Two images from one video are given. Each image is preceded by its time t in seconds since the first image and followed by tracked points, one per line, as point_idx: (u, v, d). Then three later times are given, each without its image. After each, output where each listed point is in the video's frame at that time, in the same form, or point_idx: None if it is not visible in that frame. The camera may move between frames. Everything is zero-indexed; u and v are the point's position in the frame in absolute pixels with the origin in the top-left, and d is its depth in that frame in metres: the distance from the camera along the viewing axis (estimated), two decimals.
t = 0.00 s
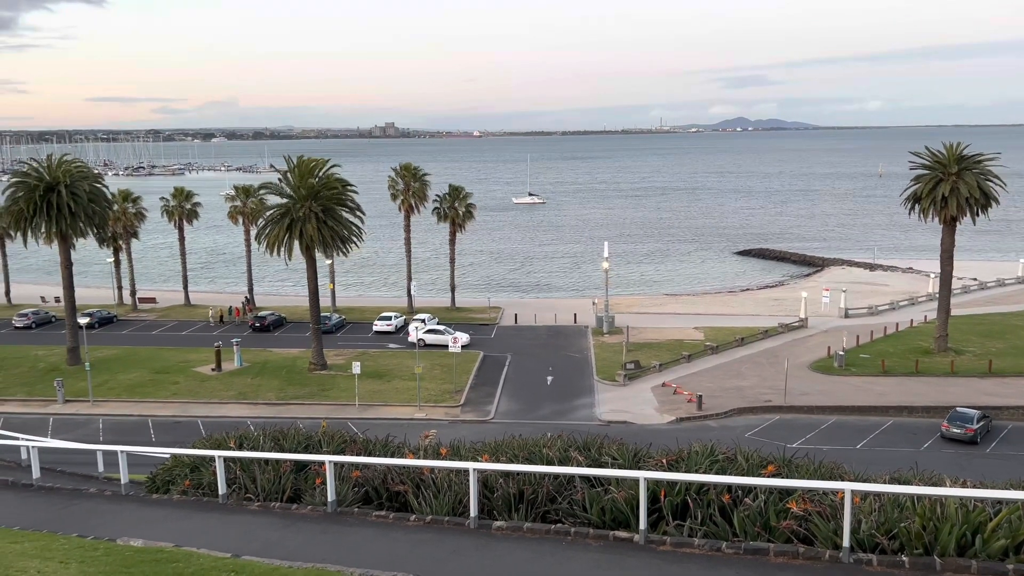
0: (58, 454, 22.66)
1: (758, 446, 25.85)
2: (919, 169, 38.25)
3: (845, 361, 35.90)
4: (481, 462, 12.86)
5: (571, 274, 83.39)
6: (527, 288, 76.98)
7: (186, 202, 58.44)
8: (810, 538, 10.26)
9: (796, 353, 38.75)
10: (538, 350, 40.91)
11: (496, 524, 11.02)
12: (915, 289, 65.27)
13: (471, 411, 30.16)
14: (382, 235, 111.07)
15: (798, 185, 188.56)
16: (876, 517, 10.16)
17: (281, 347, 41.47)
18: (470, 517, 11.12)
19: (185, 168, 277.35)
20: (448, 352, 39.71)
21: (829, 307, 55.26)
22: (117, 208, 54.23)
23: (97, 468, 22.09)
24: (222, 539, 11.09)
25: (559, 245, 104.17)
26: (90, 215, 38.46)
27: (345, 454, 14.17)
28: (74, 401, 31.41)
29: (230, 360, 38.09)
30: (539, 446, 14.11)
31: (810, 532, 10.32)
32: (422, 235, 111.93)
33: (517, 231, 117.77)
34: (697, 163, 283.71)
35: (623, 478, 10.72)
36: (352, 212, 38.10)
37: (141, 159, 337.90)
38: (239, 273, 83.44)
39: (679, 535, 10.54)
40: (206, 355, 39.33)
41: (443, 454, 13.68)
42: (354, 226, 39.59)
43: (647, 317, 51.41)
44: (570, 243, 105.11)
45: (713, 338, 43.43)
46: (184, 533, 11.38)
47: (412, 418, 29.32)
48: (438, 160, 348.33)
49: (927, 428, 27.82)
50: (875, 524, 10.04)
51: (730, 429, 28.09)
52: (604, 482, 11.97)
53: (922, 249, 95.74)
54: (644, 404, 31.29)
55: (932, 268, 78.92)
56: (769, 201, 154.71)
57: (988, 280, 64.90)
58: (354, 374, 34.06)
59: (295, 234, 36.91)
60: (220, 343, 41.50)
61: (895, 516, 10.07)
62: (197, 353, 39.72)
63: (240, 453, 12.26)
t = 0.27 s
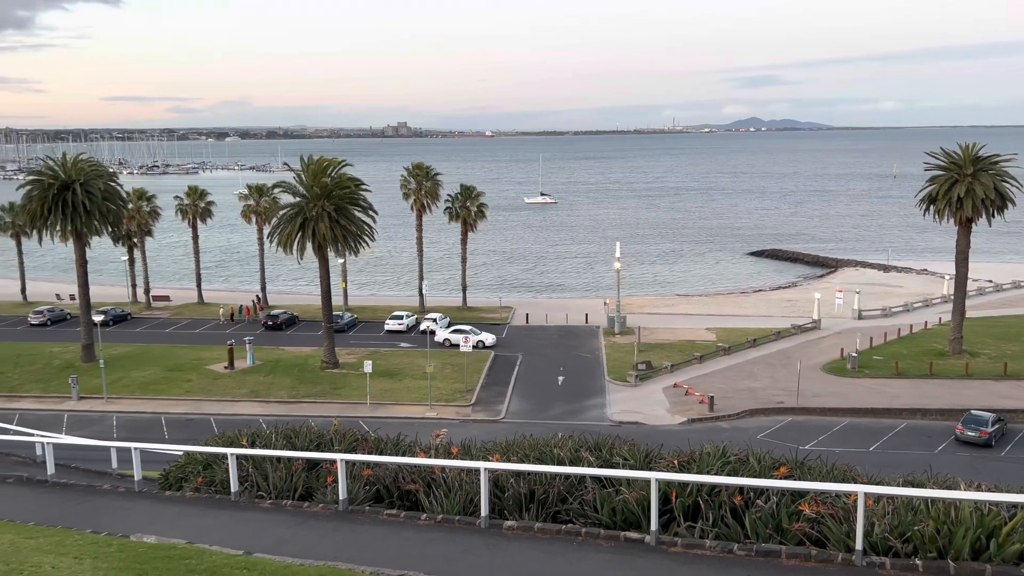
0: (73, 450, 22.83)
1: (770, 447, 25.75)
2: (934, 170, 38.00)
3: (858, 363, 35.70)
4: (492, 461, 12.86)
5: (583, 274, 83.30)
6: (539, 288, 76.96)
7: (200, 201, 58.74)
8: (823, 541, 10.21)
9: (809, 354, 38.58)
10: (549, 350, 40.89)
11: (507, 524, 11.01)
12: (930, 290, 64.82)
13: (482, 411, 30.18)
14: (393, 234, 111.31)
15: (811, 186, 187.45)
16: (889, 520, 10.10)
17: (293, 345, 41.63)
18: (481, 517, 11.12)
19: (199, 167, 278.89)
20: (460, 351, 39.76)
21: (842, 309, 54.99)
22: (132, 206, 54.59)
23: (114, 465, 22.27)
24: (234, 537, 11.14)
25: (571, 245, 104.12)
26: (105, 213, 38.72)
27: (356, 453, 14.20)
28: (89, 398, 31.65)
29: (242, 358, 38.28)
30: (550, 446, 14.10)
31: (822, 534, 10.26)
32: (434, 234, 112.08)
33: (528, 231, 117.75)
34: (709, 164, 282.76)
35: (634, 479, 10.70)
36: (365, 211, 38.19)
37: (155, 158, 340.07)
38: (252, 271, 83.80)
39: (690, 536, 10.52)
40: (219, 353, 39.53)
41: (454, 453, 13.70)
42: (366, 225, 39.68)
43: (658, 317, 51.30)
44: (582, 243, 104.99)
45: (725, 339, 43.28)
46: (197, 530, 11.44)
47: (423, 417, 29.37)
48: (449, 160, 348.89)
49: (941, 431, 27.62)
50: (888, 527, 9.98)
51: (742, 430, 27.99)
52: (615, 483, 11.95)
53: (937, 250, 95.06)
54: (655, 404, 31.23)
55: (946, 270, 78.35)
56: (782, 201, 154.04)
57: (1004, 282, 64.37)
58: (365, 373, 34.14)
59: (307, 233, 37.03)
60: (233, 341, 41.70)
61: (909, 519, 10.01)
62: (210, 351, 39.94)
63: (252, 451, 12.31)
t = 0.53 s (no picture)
0: (89, 447, 23.00)
1: (783, 449, 25.63)
2: (950, 170, 37.71)
3: (872, 364, 35.46)
4: (504, 461, 12.88)
5: (595, 274, 83.16)
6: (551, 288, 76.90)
7: (214, 200, 59.02)
8: (836, 543, 10.16)
9: (822, 356, 38.37)
10: (561, 350, 40.86)
11: (518, 524, 11.02)
12: (946, 292, 64.28)
13: (494, 411, 30.18)
14: (405, 233, 111.50)
15: (825, 186, 186.36)
16: (904, 523, 10.03)
17: (305, 344, 41.79)
18: (492, 517, 11.13)
19: (212, 166, 280.29)
20: (471, 351, 39.80)
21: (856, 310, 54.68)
22: (146, 205, 54.91)
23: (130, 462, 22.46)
24: (247, 534, 11.20)
25: (583, 245, 104.01)
26: (119, 212, 38.96)
27: (368, 452, 14.24)
28: (103, 395, 31.89)
29: (255, 357, 38.46)
30: (561, 446, 14.09)
31: (835, 537, 10.22)
32: (445, 234, 112.19)
33: (540, 231, 117.64)
34: (721, 164, 281.65)
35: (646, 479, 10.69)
36: (377, 211, 38.28)
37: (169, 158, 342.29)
38: (264, 270, 84.15)
39: (702, 537, 10.50)
40: (232, 351, 39.73)
41: (465, 453, 13.72)
42: (379, 225, 39.78)
43: (670, 318, 51.15)
44: (594, 243, 104.86)
45: (737, 339, 43.11)
46: (210, 527, 11.52)
47: (435, 417, 29.41)
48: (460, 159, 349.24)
49: (956, 434, 27.41)
50: (902, 530, 9.91)
51: (754, 432, 27.88)
52: (626, 483, 11.93)
53: (952, 251, 94.28)
54: (667, 405, 31.16)
55: (962, 272, 77.69)
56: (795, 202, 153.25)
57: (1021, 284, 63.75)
58: (378, 372, 34.22)
59: (321, 232, 37.16)
60: (246, 339, 41.90)
61: (923, 522, 9.94)
62: (223, 349, 40.14)
63: (264, 449, 12.37)
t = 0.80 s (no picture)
0: (105, 445, 23.16)
1: (796, 451, 25.53)
2: (966, 170, 37.43)
3: (886, 366, 35.24)
4: (515, 461, 12.89)
5: (607, 275, 83.04)
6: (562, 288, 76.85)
7: (228, 199, 59.31)
8: (849, 545, 10.10)
9: (836, 357, 38.17)
10: (573, 350, 40.84)
11: (530, 524, 11.02)
12: (962, 293, 63.75)
13: (506, 411, 30.19)
14: (417, 233, 111.68)
15: (839, 186, 185.17)
16: (918, 526, 9.96)
17: (318, 343, 41.93)
18: (504, 516, 11.14)
19: (226, 165, 281.65)
20: (483, 351, 39.83)
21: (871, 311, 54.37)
22: (161, 205, 55.25)
23: (146, 460, 22.63)
24: (259, 531, 11.27)
25: (595, 245, 103.90)
26: (134, 211, 39.22)
27: (380, 451, 14.29)
28: (118, 393, 32.14)
29: (268, 356, 38.63)
30: (573, 446, 14.08)
31: (849, 539, 10.16)
32: (457, 234, 112.31)
33: (552, 231, 117.56)
34: (734, 164, 280.54)
35: (659, 480, 10.66)
36: (390, 210, 38.37)
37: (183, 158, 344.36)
38: (277, 270, 84.52)
39: (714, 539, 10.46)
40: (246, 350, 39.93)
41: (477, 453, 13.72)
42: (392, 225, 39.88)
43: (683, 318, 51.02)
44: (606, 243, 104.71)
45: (750, 340, 42.93)
46: (223, 524, 11.59)
47: (447, 416, 29.46)
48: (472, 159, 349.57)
49: (972, 436, 27.19)
50: (916, 532, 9.85)
51: (767, 433, 27.77)
52: (638, 484, 11.91)
53: (968, 253, 93.50)
54: (679, 406, 31.08)
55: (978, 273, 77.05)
56: (808, 202, 152.48)
57: None
58: (390, 371, 34.31)
59: (334, 232, 37.29)
60: (259, 338, 42.11)
61: (938, 525, 9.86)
62: (236, 348, 40.36)
63: (277, 448, 12.44)
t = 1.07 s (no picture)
0: (121, 444, 23.33)
1: (809, 452, 25.41)
2: (982, 170, 37.11)
3: (900, 367, 35.00)
4: (527, 461, 12.90)
5: (619, 275, 82.89)
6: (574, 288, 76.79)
7: (241, 199, 59.61)
8: (863, 547, 10.05)
9: (849, 358, 37.95)
10: (585, 350, 40.81)
11: (542, 523, 11.03)
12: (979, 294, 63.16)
13: (517, 411, 30.21)
14: (429, 233, 111.86)
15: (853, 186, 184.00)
16: (933, 529, 9.89)
17: (330, 343, 42.08)
18: (515, 516, 11.14)
19: (239, 165, 282.94)
20: (495, 350, 39.86)
21: (885, 312, 54.00)
22: (175, 205, 55.59)
23: (161, 458, 22.77)
24: (271, 529, 11.33)
25: (607, 245, 103.75)
26: (149, 211, 39.48)
27: (392, 450, 14.32)
28: (133, 391, 32.38)
29: (281, 355, 38.79)
30: (585, 447, 14.07)
31: (862, 541, 10.10)
32: (469, 234, 112.44)
33: (564, 231, 117.46)
34: (746, 164, 279.38)
35: (670, 481, 10.64)
36: (403, 211, 38.45)
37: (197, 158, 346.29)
38: (289, 269, 84.90)
39: (726, 540, 10.43)
40: (258, 349, 40.12)
41: (489, 452, 13.74)
42: (404, 225, 39.96)
43: (695, 319, 50.86)
44: (618, 244, 104.51)
45: (763, 341, 42.73)
46: (235, 522, 11.66)
47: (458, 416, 29.51)
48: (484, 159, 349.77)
49: (987, 438, 26.98)
50: (931, 535, 9.78)
51: (779, 434, 27.65)
52: (650, 485, 11.88)
53: (984, 253, 92.67)
54: (691, 406, 31.00)
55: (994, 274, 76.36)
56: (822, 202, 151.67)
57: None
58: (402, 371, 34.40)
59: (347, 231, 37.41)
60: (272, 338, 42.31)
61: (953, 529, 9.79)
62: (249, 347, 40.56)
63: (290, 446, 12.49)
